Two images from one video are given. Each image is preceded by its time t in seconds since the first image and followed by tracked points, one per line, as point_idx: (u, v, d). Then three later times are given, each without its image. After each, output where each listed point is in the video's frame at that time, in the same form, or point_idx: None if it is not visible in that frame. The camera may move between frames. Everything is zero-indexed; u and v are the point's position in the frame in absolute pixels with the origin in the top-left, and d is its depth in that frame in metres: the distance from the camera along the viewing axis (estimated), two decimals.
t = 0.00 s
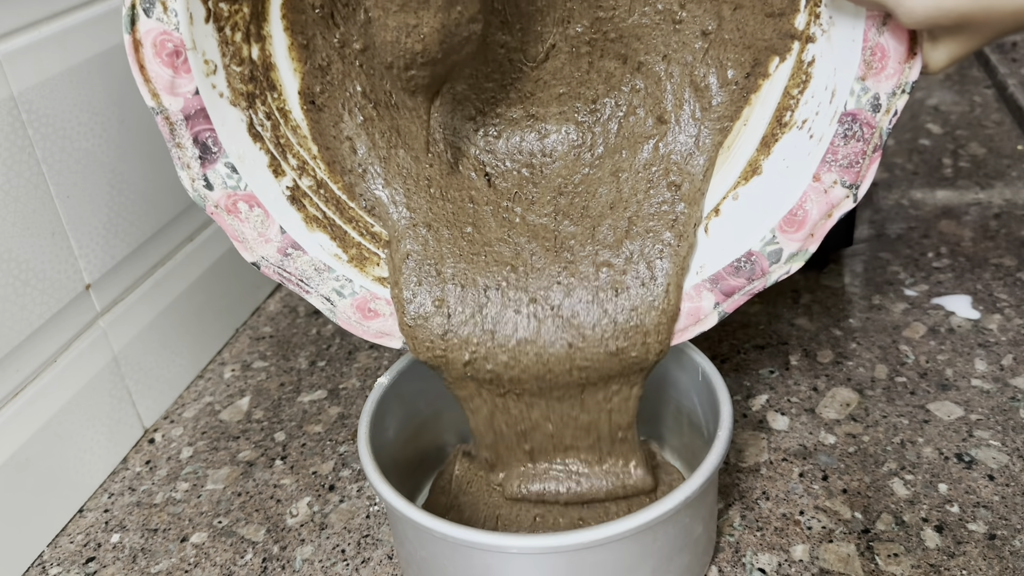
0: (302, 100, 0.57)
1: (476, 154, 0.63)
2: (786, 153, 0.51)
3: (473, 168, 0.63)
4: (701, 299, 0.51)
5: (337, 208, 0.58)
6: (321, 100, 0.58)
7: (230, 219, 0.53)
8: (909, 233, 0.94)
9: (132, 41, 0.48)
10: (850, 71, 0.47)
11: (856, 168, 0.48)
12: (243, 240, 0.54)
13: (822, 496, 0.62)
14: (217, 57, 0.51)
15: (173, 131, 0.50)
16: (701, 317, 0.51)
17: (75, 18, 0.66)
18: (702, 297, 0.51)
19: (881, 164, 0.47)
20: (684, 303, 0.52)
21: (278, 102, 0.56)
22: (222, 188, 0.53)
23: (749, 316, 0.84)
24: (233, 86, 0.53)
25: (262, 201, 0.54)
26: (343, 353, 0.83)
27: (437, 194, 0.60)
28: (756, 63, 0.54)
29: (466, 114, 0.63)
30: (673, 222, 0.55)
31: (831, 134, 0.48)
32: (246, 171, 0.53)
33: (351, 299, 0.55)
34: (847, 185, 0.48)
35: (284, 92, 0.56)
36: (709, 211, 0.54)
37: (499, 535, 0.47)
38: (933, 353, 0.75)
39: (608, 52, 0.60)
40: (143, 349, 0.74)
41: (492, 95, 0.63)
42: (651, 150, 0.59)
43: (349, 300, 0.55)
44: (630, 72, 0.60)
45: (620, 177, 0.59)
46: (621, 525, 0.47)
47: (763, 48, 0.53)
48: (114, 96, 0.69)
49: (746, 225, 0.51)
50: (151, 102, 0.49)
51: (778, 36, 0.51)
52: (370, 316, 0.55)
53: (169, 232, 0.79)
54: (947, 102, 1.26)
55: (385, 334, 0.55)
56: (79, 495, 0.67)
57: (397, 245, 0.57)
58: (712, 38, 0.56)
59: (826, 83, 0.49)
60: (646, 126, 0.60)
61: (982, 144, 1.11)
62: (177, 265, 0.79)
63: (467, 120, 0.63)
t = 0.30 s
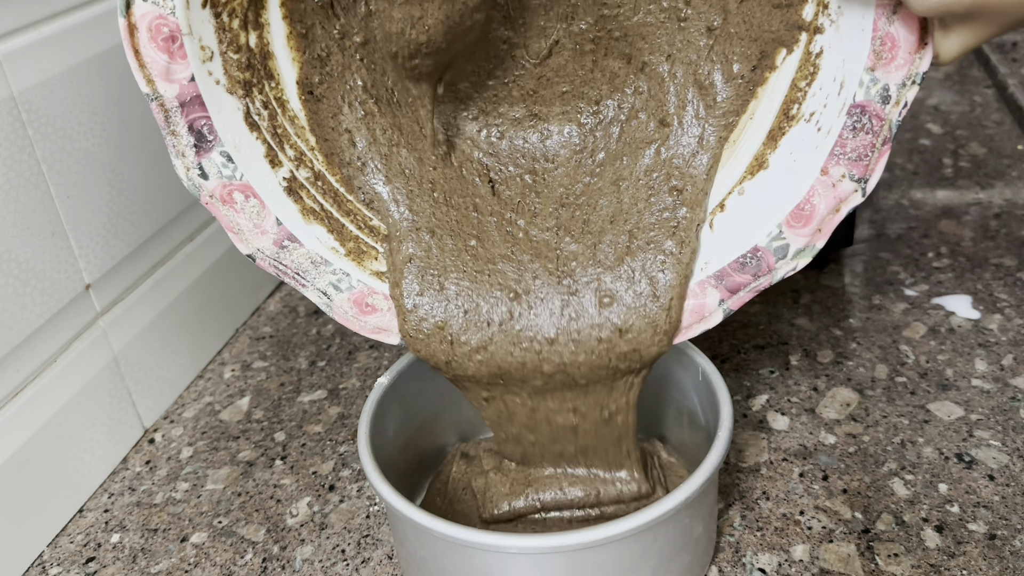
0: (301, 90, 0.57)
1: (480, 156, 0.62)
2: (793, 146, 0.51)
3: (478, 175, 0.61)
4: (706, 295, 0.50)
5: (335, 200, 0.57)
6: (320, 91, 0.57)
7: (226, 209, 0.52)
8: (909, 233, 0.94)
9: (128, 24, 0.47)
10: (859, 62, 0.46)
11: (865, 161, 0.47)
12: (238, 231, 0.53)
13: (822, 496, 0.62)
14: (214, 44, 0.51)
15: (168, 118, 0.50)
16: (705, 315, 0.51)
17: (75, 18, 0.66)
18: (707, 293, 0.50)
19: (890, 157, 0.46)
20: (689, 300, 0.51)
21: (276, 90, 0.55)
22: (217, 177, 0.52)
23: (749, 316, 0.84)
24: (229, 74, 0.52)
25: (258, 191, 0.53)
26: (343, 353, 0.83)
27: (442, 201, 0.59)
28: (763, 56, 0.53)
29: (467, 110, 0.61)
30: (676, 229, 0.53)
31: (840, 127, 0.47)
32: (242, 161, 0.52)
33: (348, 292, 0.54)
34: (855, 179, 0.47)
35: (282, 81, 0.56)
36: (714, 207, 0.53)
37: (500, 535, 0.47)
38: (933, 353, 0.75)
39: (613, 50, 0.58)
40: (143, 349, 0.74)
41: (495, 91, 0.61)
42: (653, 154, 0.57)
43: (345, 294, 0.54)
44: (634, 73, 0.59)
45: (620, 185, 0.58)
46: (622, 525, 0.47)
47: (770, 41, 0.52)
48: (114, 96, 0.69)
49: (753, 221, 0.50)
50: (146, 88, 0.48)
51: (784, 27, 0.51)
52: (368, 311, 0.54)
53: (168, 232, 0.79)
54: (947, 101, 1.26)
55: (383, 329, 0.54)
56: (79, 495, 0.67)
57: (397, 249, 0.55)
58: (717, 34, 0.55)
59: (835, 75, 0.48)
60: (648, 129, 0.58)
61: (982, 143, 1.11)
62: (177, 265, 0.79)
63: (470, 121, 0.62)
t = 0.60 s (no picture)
0: (311, 83, 0.56)
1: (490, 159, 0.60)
2: (801, 146, 0.49)
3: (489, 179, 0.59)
4: (711, 295, 0.50)
5: (343, 192, 0.56)
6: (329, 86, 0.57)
7: (234, 199, 0.52)
8: (909, 233, 0.94)
9: (141, 14, 0.47)
10: (867, 60, 0.45)
11: (873, 161, 0.46)
12: (247, 222, 0.52)
13: (822, 496, 0.62)
14: (225, 35, 0.50)
15: (178, 108, 0.49)
16: (710, 314, 0.50)
17: (74, 18, 0.66)
18: (711, 293, 0.50)
19: (898, 157, 0.45)
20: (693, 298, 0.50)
21: (286, 83, 0.55)
22: (227, 167, 0.51)
23: (749, 316, 0.84)
24: (241, 66, 0.52)
25: (267, 182, 0.53)
26: (343, 353, 0.83)
27: (453, 204, 0.57)
28: (772, 55, 0.52)
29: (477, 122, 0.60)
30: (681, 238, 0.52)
31: (848, 127, 0.46)
32: (252, 151, 0.52)
33: (354, 285, 0.54)
34: (863, 179, 0.46)
35: (292, 75, 0.55)
36: (722, 206, 0.52)
37: (500, 535, 0.47)
38: (934, 353, 0.75)
39: (623, 54, 0.58)
40: (143, 348, 0.74)
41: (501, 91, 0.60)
42: (658, 161, 0.56)
43: (352, 286, 0.53)
44: (644, 77, 0.58)
45: (626, 195, 0.56)
46: (621, 525, 0.47)
47: (781, 40, 0.51)
48: (114, 95, 0.69)
49: (761, 220, 0.50)
50: (158, 78, 0.48)
51: (795, 26, 0.50)
52: (373, 304, 0.54)
53: (169, 231, 0.79)
54: (947, 101, 1.26)
55: (389, 322, 0.53)
56: (79, 495, 0.67)
57: (408, 249, 0.55)
58: (727, 36, 0.54)
59: (843, 74, 0.47)
60: (655, 136, 0.57)
61: (982, 143, 1.11)
62: (178, 264, 0.79)
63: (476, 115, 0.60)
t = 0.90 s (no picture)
0: (315, 83, 0.56)
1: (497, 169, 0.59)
2: (800, 148, 0.49)
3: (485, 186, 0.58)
4: (710, 296, 0.49)
5: (345, 191, 0.56)
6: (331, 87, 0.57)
7: (236, 195, 0.52)
8: (909, 233, 0.94)
9: (146, 10, 0.47)
10: (866, 62, 0.46)
11: (872, 163, 0.46)
12: (248, 217, 0.52)
13: (822, 496, 0.62)
14: (229, 32, 0.50)
15: (182, 104, 0.50)
16: (709, 316, 0.49)
17: (73, 18, 0.66)
18: (711, 294, 0.49)
19: (896, 160, 0.45)
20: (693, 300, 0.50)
21: (290, 82, 0.55)
22: (229, 163, 0.51)
23: (749, 316, 0.84)
24: (245, 63, 0.52)
25: (269, 178, 0.53)
26: (342, 353, 0.83)
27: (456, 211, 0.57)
28: (773, 57, 0.51)
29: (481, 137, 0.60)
30: (677, 249, 0.52)
31: (847, 128, 0.47)
32: (255, 148, 0.52)
33: (354, 283, 0.53)
34: (861, 181, 0.46)
35: (297, 73, 0.55)
36: (721, 208, 0.52)
37: (501, 535, 0.47)
38: (934, 353, 0.75)
39: (624, 61, 0.58)
40: (143, 348, 0.74)
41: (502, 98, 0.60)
42: (658, 170, 0.56)
43: (351, 284, 0.53)
44: (645, 85, 0.59)
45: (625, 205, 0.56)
46: (622, 524, 0.47)
47: (781, 43, 0.51)
48: (114, 96, 0.69)
49: (761, 222, 0.49)
50: (162, 73, 0.48)
51: (796, 30, 0.49)
52: (373, 302, 0.53)
53: (169, 231, 0.79)
54: (947, 101, 1.26)
55: (389, 320, 0.53)
56: (79, 494, 0.67)
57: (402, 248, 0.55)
58: (728, 41, 0.54)
59: (842, 76, 0.47)
60: (654, 145, 0.57)
61: (982, 143, 1.11)
62: (177, 264, 0.79)
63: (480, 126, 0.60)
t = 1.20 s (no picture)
0: (317, 87, 0.56)
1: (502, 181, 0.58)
2: (798, 155, 0.49)
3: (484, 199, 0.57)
4: (707, 303, 0.50)
5: (345, 195, 0.56)
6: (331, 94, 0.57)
7: (236, 197, 0.52)
8: (909, 232, 0.94)
9: (149, 12, 0.47)
10: (864, 69, 0.45)
11: (869, 170, 0.46)
12: (248, 220, 0.52)
13: (822, 496, 0.62)
14: (232, 35, 0.50)
15: (184, 106, 0.49)
16: (707, 322, 0.50)
17: (72, 19, 0.66)
18: (708, 301, 0.50)
19: (894, 166, 0.45)
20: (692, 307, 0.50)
21: (292, 86, 0.54)
22: (230, 165, 0.51)
23: (749, 316, 0.84)
24: (247, 67, 0.51)
25: (269, 181, 0.53)
26: (342, 353, 0.83)
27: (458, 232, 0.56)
28: (772, 65, 0.51)
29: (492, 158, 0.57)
30: (673, 263, 0.52)
31: (845, 135, 0.46)
32: (255, 150, 0.52)
33: (353, 286, 0.53)
34: (859, 188, 0.46)
35: (298, 78, 0.55)
36: (719, 216, 0.52)
37: (501, 535, 0.47)
38: (934, 353, 0.75)
39: (624, 74, 0.59)
40: (143, 349, 0.74)
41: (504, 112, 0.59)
42: (655, 184, 0.56)
43: (350, 287, 0.53)
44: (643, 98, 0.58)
45: (621, 220, 0.56)
46: (622, 525, 0.47)
47: (779, 51, 0.50)
48: (114, 96, 0.69)
49: (758, 230, 0.49)
50: (165, 75, 0.48)
51: (795, 38, 0.49)
52: (371, 305, 0.53)
53: (169, 231, 0.79)
54: (947, 101, 1.26)
55: (386, 324, 0.54)
56: (79, 494, 0.67)
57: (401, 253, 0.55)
58: (727, 52, 0.54)
59: (841, 83, 0.46)
60: (652, 158, 0.57)
61: (982, 143, 1.11)
62: (177, 264, 0.79)
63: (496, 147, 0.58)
